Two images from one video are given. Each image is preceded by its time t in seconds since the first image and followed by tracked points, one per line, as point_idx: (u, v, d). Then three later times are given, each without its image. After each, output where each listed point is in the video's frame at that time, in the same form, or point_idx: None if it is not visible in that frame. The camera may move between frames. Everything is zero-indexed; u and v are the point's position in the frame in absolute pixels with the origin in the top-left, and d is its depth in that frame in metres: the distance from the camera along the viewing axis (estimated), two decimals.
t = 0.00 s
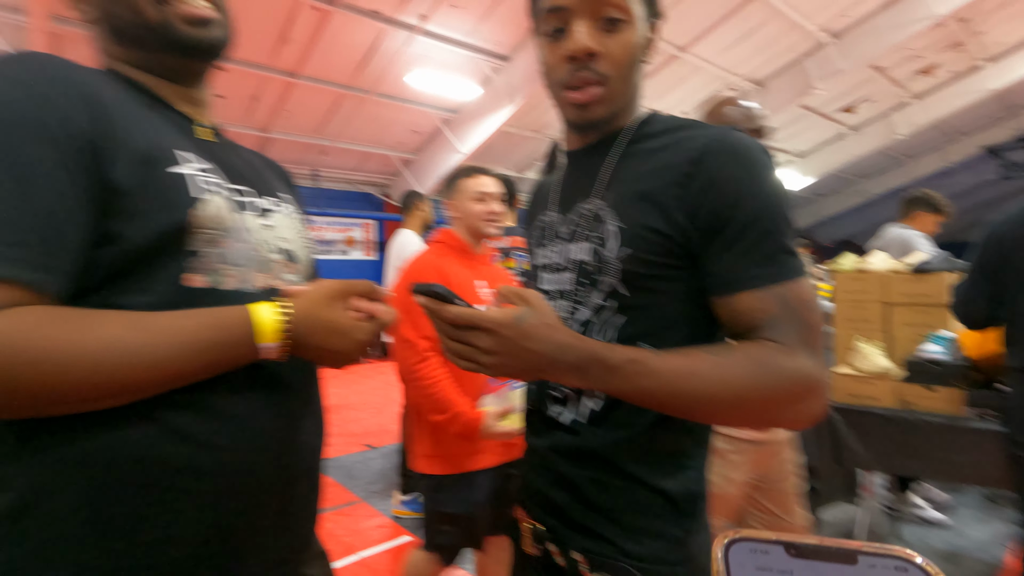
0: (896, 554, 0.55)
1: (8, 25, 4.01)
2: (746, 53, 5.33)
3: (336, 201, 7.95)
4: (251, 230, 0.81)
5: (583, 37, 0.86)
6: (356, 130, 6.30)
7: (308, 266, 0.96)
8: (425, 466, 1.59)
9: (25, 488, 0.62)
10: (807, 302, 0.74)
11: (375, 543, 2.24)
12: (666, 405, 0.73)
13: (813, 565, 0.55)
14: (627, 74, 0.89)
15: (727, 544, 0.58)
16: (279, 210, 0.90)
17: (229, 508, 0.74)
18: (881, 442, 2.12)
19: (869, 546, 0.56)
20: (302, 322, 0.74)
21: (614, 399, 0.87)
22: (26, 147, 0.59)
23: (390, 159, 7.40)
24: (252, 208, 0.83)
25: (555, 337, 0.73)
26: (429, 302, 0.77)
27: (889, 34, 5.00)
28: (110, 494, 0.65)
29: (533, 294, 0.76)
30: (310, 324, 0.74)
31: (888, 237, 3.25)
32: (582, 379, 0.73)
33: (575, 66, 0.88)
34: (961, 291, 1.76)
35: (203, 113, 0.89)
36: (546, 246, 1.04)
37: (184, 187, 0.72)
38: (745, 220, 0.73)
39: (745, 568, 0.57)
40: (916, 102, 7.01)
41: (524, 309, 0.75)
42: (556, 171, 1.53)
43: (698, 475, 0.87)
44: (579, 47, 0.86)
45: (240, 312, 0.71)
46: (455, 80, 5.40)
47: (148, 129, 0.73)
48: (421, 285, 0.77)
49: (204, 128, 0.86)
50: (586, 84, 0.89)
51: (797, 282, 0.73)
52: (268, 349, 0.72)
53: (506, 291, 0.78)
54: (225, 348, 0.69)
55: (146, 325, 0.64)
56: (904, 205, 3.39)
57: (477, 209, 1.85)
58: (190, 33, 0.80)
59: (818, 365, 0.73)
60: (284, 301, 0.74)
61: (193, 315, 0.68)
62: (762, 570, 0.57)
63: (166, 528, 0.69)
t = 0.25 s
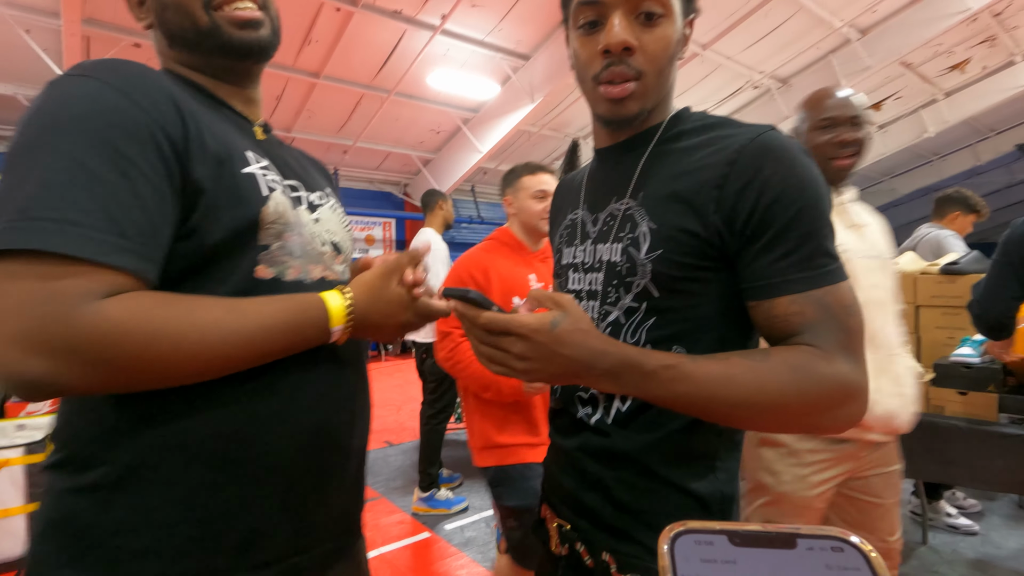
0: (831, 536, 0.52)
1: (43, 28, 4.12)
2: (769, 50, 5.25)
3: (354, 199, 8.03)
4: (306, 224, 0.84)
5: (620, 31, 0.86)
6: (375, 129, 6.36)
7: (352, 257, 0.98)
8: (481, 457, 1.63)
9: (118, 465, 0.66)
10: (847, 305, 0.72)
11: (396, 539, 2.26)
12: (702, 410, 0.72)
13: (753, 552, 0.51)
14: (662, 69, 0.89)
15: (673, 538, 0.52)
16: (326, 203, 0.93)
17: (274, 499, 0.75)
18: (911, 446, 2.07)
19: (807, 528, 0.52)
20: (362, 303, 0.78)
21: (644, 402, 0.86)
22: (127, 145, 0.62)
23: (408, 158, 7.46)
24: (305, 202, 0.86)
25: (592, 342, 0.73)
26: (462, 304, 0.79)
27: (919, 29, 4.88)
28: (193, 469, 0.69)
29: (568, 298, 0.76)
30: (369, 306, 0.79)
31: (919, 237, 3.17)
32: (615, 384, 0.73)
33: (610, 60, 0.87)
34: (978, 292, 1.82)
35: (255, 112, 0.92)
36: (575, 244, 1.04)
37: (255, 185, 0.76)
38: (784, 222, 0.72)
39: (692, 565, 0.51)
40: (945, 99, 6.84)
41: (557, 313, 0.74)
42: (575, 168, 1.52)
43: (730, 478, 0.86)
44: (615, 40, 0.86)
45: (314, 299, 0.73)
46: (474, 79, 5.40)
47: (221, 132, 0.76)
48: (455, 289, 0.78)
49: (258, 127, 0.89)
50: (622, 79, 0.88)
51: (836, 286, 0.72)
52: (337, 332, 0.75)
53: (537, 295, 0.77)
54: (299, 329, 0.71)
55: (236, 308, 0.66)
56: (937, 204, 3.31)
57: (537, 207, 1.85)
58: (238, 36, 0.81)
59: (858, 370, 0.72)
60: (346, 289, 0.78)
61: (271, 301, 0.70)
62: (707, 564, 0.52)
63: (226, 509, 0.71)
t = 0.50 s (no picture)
0: (826, 543, 0.51)
1: (44, 26, 4.11)
2: (770, 47, 5.24)
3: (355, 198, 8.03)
4: (320, 219, 0.87)
5: (621, 27, 0.85)
6: (376, 127, 6.36)
7: (363, 247, 1.02)
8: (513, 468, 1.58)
9: (171, 455, 0.71)
10: (852, 303, 0.72)
11: (398, 536, 2.27)
12: (705, 406, 0.72)
13: (748, 561, 0.50)
14: (664, 65, 0.88)
15: (669, 547, 0.50)
16: (336, 195, 0.96)
17: (300, 487, 0.79)
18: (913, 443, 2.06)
19: (801, 536, 0.50)
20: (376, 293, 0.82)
21: (647, 398, 0.86)
22: (147, 160, 0.63)
23: (409, 156, 7.46)
24: (317, 195, 0.89)
25: (596, 334, 0.73)
26: (466, 296, 0.78)
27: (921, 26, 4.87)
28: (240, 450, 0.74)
29: (572, 292, 0.75)
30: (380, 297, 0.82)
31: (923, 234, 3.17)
32: (619, 378, 0.73)
33: (611, 57, 0.87)
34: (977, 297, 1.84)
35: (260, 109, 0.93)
36: (579, 240, 1.04)
37: (270, 187, 0.78)
38: (790, 219, 0.72)
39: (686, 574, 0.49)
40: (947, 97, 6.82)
41: (563, 306, 0.74)
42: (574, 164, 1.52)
43: (732, 475, 0.86)
44: (615, 37, 0.85)
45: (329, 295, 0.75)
46: (475, 77, 5.40)
47: (234, 137, 0.78)
48: (460, 279, 0.77)
49: (265, 125, 0.90)
50: (624, 76, 0.88)
51: (842, 283, 0.72)
52: (355, 321, 0.79)
53: (542, 288, 0.78)
54: (323, 323, 0.74)
55: (266, 308, 0.69)
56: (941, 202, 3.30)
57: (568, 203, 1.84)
58: (242, 35, 0.81)
59: (863, 367, 0.71)
60: (358, 281, 0.81)
61: (295, 297, 0.73)
62: (702, 574, 0.49)
63: (259, 491, 0.75)
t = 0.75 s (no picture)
0: (815, 548, 0.53)
1: (44, 27, 4.11)
2: (770, 46, 5.24)
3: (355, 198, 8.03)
4: (323, 217, 0.87)
5: (599, 33, 0.84)
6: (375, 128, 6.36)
7: (366, 243, 1.03)
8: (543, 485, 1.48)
9: (195, 460, 0.71)
10: (851, 301, 0.72)
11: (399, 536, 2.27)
12: (704, 404, 0.72)
13: (739, 564, 0.52)
14: (648, 69, 0.86)
15: (659, 554, 0.53)
16: (338, 191, 0.97)
17: (317, 484, 0.81)
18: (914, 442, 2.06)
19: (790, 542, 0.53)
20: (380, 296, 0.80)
21: (647, 397, 0.86)
22: (147, 175, 0.63)
23: (409, 156, 7.46)
24: (321, 191, 0.90)
25: (597, 331, 0.72)
26: (467, 291, 0.79)
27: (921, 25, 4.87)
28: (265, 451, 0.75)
29: (573, 289, 0.75)
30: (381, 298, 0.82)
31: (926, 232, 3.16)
32: (619, 375, 0.73)
33: (592, 62, 0.86)
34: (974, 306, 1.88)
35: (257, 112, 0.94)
36: (580, 239, 1.04)
37: (274, 189, 0.78)
38: (789, 218, 0.72)
39: None
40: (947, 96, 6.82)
41: (563, 302, 0.74)
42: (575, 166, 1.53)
43: (732, 474, 0.86)
44: (592, 45, 0.84)
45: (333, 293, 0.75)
46: (475, 76, 5.39)
47: (234, 141, 0.77)
48: (462, 274, 0.78)
49: (263, 127, 0.90)
50: (603, 82, 0.88)
51: (842, 282, 0.72)
52: (361, 321, 0.78)
53: (544, 284, 0.77)
54: (333, 328, 0.74)
55: (274, 315, 0.69)
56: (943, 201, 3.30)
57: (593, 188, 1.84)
58: (249, 44, 0.81)
59: (863, 366, 0.71)
60: (362, 281, 0.80)
61: (302, 301, 0.72)
62: None
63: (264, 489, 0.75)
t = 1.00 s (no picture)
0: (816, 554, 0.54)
1: (41, 30, 4.11)
2: (766, 49, 5.26)
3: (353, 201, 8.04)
4: (315, 216, 0.87)
5: (592, 43, 0.85)
6: (373, 131, 6.36)
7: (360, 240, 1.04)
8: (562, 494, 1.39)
9: (195, 468, 0.71)
10: (846, 304, 0.72)
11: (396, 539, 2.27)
12: (700, 406, 0.72)
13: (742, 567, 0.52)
14: (640, 76, 0.86)
15: (663, 555, 0.53)
16: (330, 191, 0.98)
17: (321, 488, 0.80)
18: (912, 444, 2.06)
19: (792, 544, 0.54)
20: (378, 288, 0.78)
21: (642, 399, 0.86)
22: (134, 176, 0.63)
23: (407, 159, 7.47)
24: (313, 191, 0.90)
25: (592, 333, 0.73)
26: (466, 293, 0.78)
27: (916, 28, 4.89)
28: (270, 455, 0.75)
29: (569, 291, 0.75)
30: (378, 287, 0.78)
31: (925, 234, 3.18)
32: (614, 377, 0.74)
33: (585, 71, 0.87)
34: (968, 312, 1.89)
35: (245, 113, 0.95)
36: (576, 242, 1.04)
37: (265, 188, 0.78)
38: (783, 221, 0.72)
39: None
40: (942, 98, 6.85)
41: (558, 305, 0.74)
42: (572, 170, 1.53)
43: (728, 476, 0.86)
44: (584, 55, 0.85)
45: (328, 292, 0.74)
46: (472, 79, 5.40)
47: (222, 142, 0.78)
48: (459, 279, 0.78)
49: (250, 129, 0.91)
50: (595, 91, 0.89)
51: (836, 286, 0.72)
52: (359, 314, 0.77)
53: (540, 287, 0.77)
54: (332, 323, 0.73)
55: (269, 313, 0.69)
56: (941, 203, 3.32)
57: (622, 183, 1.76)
58: (226, 41, 0.81)
59: (857, 369, 0.72)
60: (357, 274, 0.78)
61: (296, 299, 0.72)
62: None
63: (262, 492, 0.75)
